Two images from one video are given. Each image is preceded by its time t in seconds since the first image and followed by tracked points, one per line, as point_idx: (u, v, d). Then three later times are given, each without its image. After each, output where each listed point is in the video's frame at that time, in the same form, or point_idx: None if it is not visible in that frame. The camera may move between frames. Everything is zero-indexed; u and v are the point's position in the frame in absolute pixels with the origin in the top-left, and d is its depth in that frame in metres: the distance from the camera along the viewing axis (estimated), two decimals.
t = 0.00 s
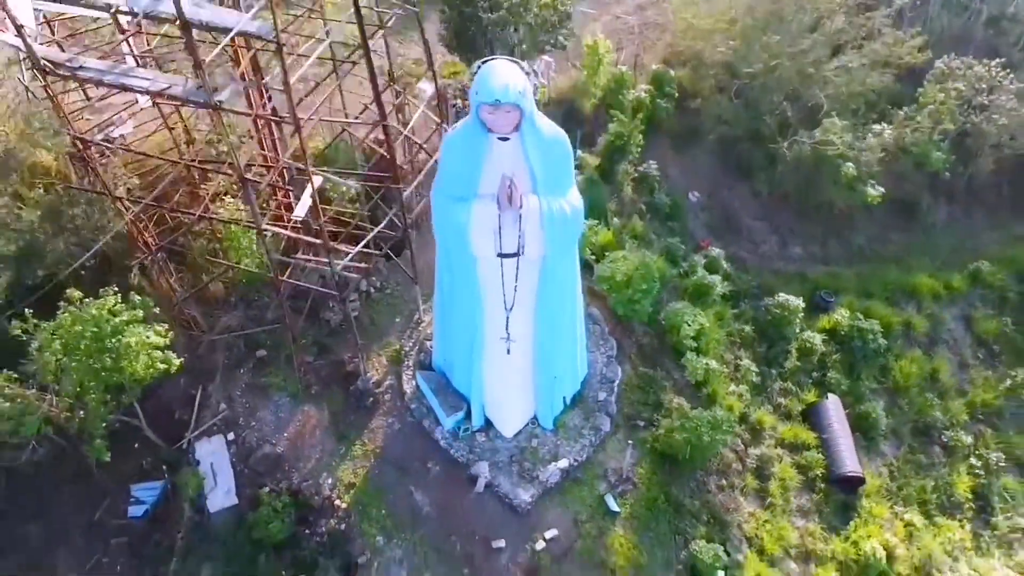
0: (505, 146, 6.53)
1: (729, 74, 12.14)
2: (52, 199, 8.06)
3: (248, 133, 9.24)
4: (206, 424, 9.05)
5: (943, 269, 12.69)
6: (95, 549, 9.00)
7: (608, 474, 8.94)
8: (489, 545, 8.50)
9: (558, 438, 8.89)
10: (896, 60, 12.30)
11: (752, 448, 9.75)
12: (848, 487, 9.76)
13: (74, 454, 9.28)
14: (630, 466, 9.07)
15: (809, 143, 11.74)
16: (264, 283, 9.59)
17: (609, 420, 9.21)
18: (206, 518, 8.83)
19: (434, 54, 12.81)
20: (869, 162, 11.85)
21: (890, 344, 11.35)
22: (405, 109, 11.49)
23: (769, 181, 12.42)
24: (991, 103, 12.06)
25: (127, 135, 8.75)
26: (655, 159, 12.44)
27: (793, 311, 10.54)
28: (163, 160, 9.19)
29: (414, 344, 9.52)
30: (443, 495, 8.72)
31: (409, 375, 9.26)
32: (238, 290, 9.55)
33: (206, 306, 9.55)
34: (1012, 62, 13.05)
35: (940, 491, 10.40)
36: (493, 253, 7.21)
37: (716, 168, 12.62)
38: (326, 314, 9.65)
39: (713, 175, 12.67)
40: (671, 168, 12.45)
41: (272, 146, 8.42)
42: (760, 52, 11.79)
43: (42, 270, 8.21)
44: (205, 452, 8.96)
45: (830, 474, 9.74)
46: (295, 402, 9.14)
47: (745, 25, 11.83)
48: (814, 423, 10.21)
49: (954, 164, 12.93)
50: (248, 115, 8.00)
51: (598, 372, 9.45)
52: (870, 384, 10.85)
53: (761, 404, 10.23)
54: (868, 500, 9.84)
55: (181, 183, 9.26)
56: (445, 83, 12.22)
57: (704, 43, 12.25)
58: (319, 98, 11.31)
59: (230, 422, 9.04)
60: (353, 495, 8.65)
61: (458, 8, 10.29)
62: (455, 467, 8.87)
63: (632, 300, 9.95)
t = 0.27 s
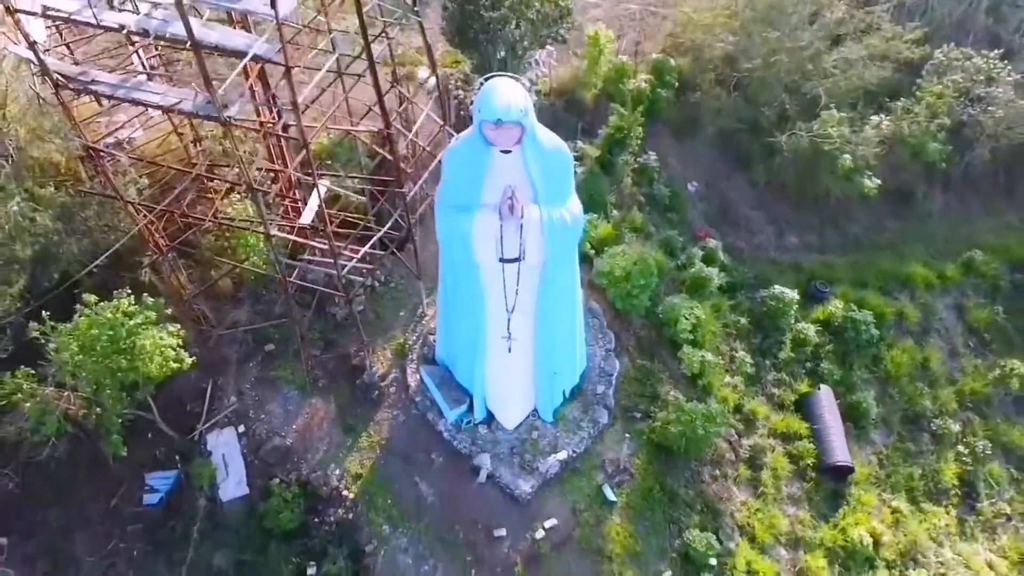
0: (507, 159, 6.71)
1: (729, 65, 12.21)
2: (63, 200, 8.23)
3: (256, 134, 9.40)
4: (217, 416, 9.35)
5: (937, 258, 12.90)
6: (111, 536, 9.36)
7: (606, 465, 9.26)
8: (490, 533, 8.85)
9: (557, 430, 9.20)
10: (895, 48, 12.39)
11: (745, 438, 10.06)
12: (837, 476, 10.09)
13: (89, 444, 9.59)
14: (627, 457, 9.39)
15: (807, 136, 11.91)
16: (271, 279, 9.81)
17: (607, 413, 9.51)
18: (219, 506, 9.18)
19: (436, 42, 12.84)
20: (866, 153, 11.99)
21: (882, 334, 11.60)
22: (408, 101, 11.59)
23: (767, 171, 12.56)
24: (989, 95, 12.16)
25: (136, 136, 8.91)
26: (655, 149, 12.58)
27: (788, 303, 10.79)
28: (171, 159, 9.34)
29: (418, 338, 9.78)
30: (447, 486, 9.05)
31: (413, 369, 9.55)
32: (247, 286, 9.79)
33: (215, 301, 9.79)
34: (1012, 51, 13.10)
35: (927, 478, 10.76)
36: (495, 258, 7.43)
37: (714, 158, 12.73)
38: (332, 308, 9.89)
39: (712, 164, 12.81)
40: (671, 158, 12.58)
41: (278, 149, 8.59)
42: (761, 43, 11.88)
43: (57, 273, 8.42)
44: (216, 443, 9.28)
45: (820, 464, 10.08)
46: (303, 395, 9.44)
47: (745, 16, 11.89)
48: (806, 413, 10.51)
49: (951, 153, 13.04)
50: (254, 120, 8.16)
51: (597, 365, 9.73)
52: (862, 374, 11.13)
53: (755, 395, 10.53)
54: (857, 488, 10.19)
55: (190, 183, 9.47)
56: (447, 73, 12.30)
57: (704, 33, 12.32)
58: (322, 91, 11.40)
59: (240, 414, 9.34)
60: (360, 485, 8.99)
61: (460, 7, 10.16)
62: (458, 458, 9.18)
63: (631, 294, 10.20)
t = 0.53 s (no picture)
0: (509, 169, 6.93)
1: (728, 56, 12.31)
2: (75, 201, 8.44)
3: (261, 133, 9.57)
4: (228, 408, 9.67)
5: (930, 247, 13.12)
6: (127, 522, 9.73)
7: (603, 454, 9.61)
8: (492, 521, 9.21)
9: (557, 421, 9.51)
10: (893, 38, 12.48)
11: (738, 427, 10.39)
12: (827, 464, 10.47)
13: (104, 433, 9.93)
14: (623, 446, 9.73)
15: (803, 128, 12.03)
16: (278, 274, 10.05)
17: (605, 404, 9.83)
18: (231, 493, 9.55)
19: (437, 30, 12.87)
20: (861, 145, 12.15)
21: (874, 324, 11.88)
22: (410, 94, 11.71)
23: (765, 161, 12.72)
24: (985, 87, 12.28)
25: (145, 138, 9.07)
26: (654, 139, 12.72)
27: (782, 295, 11.06)
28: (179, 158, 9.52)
29: (421, 331, 10.06)
30: (450, 475, 9.39)
31: (417, 361, 9.83)
32: (255, 282, 10.03)
33: (223, 296, 10.06)
34: (1009, 40, 13.20)
35: (914, 464, 11.12)
36: (496, 262, 7.68)
37: (712, 147, 12.86)
38: (338, 302, 10.16)
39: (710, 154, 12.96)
40: (670, 148, 12.74)
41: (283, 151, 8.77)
42: (759, 34, 11.98)
43: (72, 273, 8.69)
44: (227, 434, 9.61)
45: (811, 452, 10.43)
46: (311, 387, 9.75)
47: (744, 7, 11.96)
48: (798, 403, 10.84)
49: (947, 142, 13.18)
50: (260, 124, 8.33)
51: (595, 358, 10.02)
52: (853, 363, 11.43)
53: (749, 384, 10.84)
54: (846, 475, 10.56)
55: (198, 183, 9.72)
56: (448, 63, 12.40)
57: (703, 24, 12.40)
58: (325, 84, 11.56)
59: (250, 406, 9.67)
60: (366, 475, 9.33)
61: (462, 5, 10.15)
62: (460, 448, 9.51)
63: (627, 288, 10.51)
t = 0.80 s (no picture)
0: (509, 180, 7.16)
1: (726, 50, 12.45)
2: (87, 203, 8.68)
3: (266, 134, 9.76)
4: (237, 401, 10.02)
5: (922, 237, 13.36)
6: (141, 509, 10.11)
7: (600, 445, 9.96)
8: (493, 509, 9.58)
9: (555, 414, 9.84)
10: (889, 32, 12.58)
11: (731, 418, 10.73)
12: (816, 453, 10.85)
13: (117, 425, 10.28)
14: (620, 437, 10.08)
15: (799, 122, 12.20)
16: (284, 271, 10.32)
17: (602, 397, 10.15)
18: (242, 483, 9.93)
19: (437, 22, 12.98)
20: (856, 139, 12.33)
21: (865, 314, 12.18)
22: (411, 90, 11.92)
23: (760, 153, 12.91)
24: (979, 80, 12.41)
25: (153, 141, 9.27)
26: (652, 131, 12.89)
27: (775, 288, 11.34)
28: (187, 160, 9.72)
29: (424, 325, 10.34)
30: (452, 466, 9.74)
31: (420, 355, 10.12)
32: (261, 278, 10.30)
33: (231, 292, 10.34)
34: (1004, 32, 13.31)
35: (901, 452, 11.49)
36: (496, 267, 7.96)
37: (709, 139, 13.03)
38: (343, 297, 10.44)
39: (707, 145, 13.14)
40: (667, 140, 12.91)
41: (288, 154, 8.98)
42: (756, 29, 12.09)
43: (86, 274, 8.95)
44: (237, 426, 9.97)
45: (801, 442, 10.79)
46: (317, 380, 10.08)
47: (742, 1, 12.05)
48: (789, 393, 11.18)
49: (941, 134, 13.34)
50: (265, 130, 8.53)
51: (593, 351, 10.32)
52: (844, 354, 11.74)
53: (742, 375, 11.16)
54: (834, 463, 10.94)
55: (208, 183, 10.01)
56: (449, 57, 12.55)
57: (702, 17, 12.48)
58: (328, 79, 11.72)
59: (258, 399, 10.01)
60: (372, 466, 9.69)
61: (462, 5, 10.26)
62: (462, 440, 9.85)
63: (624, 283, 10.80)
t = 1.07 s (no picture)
0: (509, 191, 7.42)
1: (723, 45, 12.60)
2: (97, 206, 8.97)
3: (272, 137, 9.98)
4: (247, 395, 10.39)
5: (914, 229, 13.62)
6: (154, 498, 10.49)
7: (597, 437, 10.32)
8: (493, 499, 9.96)
9: (554, 407, 10.18)
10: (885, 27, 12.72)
11: (724, 409, 11.08)
12: (806, 442, 11.23)
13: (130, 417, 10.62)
14: (616, 430, 10.43)
15: (793, 118, 12.39)
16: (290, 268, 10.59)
17: (599, 390, 10.49)
18: (251, 473, 10.30)
19: (437, 16, 13.21)
20: (850, 134, 12.53)
21: (857, 307, 12.48)
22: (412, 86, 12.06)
23: (756, 147, 13.11)
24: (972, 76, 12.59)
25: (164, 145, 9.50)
26: (649, 125, 13.08)
27: (768, 283, 11.64)
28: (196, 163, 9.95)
29: (426, 320, 10.65)
30: (454, 457, 10.11)
31: (423, 350, 10.43)
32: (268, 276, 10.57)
33: (238, 289, 10.63)
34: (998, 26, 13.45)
35: (889, 440, 11.86)
36: (496, 271, 8.25)
37: (706, 132, 13.22)
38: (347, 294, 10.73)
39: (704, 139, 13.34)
40: (665, 134, 13.10)
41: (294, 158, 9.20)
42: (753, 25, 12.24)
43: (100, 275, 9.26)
44: (247, 419, 10.33)
45: (791, 432, 11.18)
46: (323, 375, 10.40)
47: None
48: (781, 384, 11.53)
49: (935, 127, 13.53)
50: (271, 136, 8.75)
51: (591, 346, 10.63)
52: (835, 345, 12.07)
53: (735, 367, 11.49)
54: (823, 452, 11.31)
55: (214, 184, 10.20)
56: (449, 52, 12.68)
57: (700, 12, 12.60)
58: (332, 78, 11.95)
59: (266, 393, 10.36)
60: (377, 457, 10.05)
61: (463, 7, 10.52)
62: (464, 432, 10.21)
63: (621, 277, 11.11)
